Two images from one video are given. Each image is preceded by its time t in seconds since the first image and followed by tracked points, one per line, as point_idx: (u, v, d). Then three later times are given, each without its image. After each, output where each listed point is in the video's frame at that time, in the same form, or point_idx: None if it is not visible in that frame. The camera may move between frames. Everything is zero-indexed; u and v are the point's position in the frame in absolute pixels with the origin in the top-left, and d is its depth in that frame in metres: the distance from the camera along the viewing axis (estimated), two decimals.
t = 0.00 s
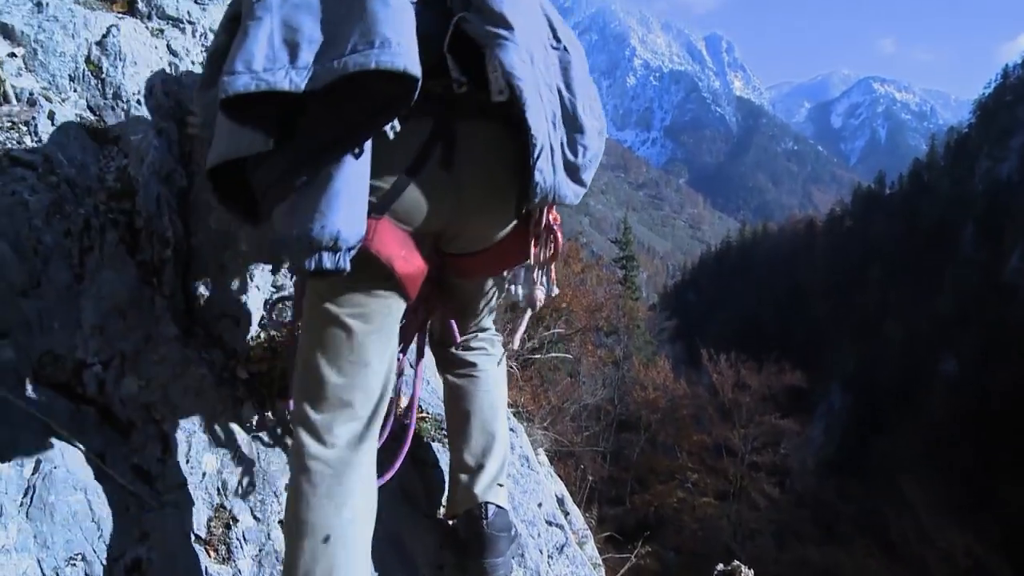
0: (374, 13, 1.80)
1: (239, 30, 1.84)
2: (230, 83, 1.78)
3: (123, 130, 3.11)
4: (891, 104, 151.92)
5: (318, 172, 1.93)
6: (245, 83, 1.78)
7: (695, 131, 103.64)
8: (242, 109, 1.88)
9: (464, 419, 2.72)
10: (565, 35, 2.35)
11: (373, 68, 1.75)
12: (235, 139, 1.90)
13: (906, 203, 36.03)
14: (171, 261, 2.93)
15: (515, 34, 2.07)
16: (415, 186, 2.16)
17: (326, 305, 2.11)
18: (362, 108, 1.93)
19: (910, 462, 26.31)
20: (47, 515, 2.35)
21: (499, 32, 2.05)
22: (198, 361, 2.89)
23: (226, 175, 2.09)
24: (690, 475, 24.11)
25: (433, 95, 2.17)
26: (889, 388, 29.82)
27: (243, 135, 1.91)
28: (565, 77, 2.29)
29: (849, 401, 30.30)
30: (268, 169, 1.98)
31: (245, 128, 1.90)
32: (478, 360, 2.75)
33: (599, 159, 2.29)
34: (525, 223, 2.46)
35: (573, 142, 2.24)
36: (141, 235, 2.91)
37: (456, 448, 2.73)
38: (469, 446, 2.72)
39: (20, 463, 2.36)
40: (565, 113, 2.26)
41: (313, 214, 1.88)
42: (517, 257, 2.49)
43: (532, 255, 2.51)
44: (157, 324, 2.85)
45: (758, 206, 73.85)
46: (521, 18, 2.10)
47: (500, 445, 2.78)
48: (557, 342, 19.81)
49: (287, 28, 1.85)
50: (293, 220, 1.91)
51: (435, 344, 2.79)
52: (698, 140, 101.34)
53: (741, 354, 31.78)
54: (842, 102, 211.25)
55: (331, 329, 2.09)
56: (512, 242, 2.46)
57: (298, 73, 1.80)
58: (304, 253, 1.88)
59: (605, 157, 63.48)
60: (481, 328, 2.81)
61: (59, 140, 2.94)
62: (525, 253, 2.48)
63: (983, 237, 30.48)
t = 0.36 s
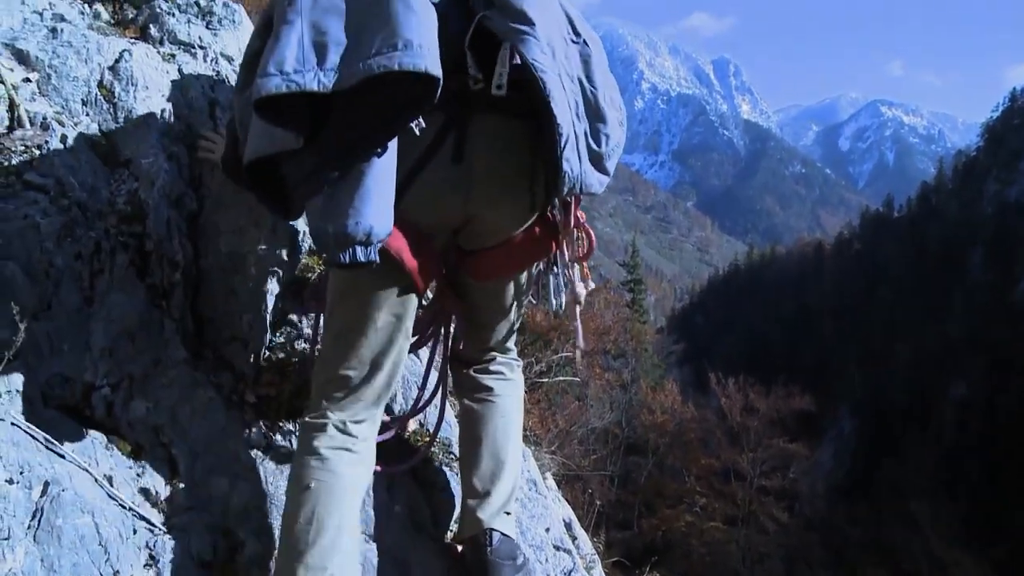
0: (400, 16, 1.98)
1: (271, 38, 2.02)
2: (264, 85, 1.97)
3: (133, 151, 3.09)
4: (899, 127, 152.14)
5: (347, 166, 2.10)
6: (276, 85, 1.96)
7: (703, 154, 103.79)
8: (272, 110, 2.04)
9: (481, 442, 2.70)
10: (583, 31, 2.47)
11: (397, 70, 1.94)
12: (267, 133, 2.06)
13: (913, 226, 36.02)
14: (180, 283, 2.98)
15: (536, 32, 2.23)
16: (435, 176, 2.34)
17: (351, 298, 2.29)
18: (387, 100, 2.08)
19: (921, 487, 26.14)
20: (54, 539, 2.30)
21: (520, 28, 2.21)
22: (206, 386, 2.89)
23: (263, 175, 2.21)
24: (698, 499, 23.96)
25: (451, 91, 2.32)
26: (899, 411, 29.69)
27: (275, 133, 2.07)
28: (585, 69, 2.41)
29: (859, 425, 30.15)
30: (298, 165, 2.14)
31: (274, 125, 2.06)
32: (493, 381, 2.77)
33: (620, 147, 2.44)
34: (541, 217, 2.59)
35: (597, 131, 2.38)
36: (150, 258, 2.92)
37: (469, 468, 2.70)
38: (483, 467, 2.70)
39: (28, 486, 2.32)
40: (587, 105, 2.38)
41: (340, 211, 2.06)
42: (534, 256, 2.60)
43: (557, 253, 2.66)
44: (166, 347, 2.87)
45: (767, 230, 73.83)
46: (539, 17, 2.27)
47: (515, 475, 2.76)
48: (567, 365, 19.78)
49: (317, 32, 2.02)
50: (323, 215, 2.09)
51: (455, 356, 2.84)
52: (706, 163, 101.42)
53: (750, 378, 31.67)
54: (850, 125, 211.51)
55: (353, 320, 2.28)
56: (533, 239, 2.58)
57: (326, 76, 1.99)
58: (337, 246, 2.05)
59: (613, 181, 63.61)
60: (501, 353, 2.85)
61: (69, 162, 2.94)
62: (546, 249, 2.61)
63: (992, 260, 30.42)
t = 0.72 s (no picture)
0: (432, 13, 2.08)
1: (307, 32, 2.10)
2: (299, 72, 2.02)
3: (143, 171, 3.10)
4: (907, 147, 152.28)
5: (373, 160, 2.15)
6: (311, 73, 2.02)
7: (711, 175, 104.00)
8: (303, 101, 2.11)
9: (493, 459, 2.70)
10: (605, 40, 2.57)
11: (430, 61, 2.02)
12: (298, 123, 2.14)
13: (922, 247, 35.92)
14: (189, 303, 3.00)
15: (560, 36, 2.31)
16: (453, 176, 2.41)
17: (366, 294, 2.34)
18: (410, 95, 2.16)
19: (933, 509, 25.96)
20: (61, 561, 2.29)
21: (544, 34, 2.30)
22: (216, 406, 2.90)
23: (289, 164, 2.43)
24: (706, 521, 23.83)
25: (474, 95, 2.42)
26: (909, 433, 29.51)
27: (306, 123, 2.14)
28: (605, 78, 2.51)
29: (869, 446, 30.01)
30: (325, 158, 2.20)
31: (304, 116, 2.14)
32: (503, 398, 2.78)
33: (636, 155, 2.51)
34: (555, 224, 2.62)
35: (614, 138, 2.48)
36: (161, 279, 2.95)
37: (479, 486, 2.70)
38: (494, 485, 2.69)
39: (37, 507, 2.32)
40: (606, 112, 2.49)
41: (363, 202, 2.11)
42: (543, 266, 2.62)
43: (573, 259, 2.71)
44: (175, 367, 2.89)
45: (775, 250, 73.74)
46: (566, 21, 2.36)
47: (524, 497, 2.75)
48: (575, 387, 19.79)
49: (351, 26, 2.09)
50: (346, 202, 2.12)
51: (464, 375, 2.85)
52: (714, 184, 101.63)
53: (759, 399, 31.56)
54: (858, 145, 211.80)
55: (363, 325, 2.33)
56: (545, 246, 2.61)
57: (358, 66, 2.05)
58: (362, 235, 2.10)
59: (622, 202, 63.67)
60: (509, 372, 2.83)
61: (81, 183, 2.97)
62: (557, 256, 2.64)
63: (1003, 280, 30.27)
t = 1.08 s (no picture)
0: (424, 31, 2.26)
1: (303, 62, 2.31)
2: (299, 103, 2.24)
3: (154, 191, 3.12)
4: (916, 166, 152.16)
5: (383, 180, 2.37)
6: (310, 101, 2.24)
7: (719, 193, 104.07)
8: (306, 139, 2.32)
9: (500, 475, 2.67)
10: (598, 29, 2.80)
11: (426, 79, 2.21)
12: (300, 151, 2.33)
13: (932, 266, 35.79)
14: (199, 322, 3.01)
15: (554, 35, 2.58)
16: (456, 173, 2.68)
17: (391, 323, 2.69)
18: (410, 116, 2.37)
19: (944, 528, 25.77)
20: None
21: (538, 33, 2.56)
22: (224, 424, 2.90)
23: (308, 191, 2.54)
24: (715, 541, 23.67)
25: (473, 97, 2.67)
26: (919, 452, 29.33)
27: (309, 149, 2.34)
28: (600, 67, 2.74)
29: (877, 465, 29.90)
30: (336, 180, 2.41)
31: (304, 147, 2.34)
32: (520, 411, 2.76)
33: (635, 144, 2.77)
34: (557, 216, 2.79)
35: (612, 129, 2.73)
36: (171, 297, 2.97)
37: (487, 500, 2.65)
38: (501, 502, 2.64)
39: (46, 526, 2.30)
40: (602, 102, 2.72)
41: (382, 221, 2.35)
42: (546, 256, 2.79)
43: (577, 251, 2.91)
44: (185, 386, 2.89)
45: (785, 269, 73.55)
46: (559, 22, 2.62)
47: (537, 519, 2.71)
48: (582, 407, 19.83)
49: (344, 53, 2.30)
50: (361, 227, 2.37)
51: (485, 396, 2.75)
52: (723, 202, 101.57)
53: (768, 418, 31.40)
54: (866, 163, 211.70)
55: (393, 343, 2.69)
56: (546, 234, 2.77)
57: (354, 91, 2.27)
58: (383, 249, 2.34)
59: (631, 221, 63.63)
60: (521, 383, 2.80)
61: (92, 203, 2.98)
62: (556, 244, 2.79)
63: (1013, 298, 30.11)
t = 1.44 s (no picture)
0: (435, 39, 2.35)
1: (313, 68, 2.37)
2: (311, 108, 2.30)
3: (167, 210, 3.15)
4: (926, 185, 152.07)
5: (389, 183, 2.50)
6: (322, 107, 2.30)
7: (728, 213, 104.19)
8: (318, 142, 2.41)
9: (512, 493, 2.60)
10: (602, 38, 2.89)
11: (437, 87, 2.30)
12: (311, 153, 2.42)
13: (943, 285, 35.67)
14: (209, 339, 3.03)
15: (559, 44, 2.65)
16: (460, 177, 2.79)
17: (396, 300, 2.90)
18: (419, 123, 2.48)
19: (957, 549, 25.56)
20: None
21: (544, 41, 2.63)
22: (233, 443, 2.89)
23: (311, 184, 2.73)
24: (725, 561, 23.51)
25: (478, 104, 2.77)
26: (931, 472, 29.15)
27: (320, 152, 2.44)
28: (603, 75, 2.85)
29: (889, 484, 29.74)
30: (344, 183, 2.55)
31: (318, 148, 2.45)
32: (528, 425, 2.70)
33: (637, 149, 2.87)
34: (560, 219, 2.82)
35: (614, 136, 2.84)
36: (182, 316, 2.99)
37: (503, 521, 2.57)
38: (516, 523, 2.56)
39: (56, 544, 2.27)
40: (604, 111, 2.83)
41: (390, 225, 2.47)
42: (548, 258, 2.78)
43: (578, 258, 2.90)
44: (194, 405, 2.88)
45: (795, 288, 73.41)
46: (565, 30, 2.69)
47: (550, 542, 2.62)
48: (593, 425, 19.91)
49: (355, 61, 2.37)
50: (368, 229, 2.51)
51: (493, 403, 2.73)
52: (733, 222, 101.60)
53: (778, 438, 31.27)
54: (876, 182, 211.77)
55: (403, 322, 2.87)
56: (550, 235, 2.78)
57: (366, 96, 2.34)
58: (390, 251, 2.47)
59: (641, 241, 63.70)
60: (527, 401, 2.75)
61: (104, 222, 3.01)
62: (561, 245, 2.80)
63: None
